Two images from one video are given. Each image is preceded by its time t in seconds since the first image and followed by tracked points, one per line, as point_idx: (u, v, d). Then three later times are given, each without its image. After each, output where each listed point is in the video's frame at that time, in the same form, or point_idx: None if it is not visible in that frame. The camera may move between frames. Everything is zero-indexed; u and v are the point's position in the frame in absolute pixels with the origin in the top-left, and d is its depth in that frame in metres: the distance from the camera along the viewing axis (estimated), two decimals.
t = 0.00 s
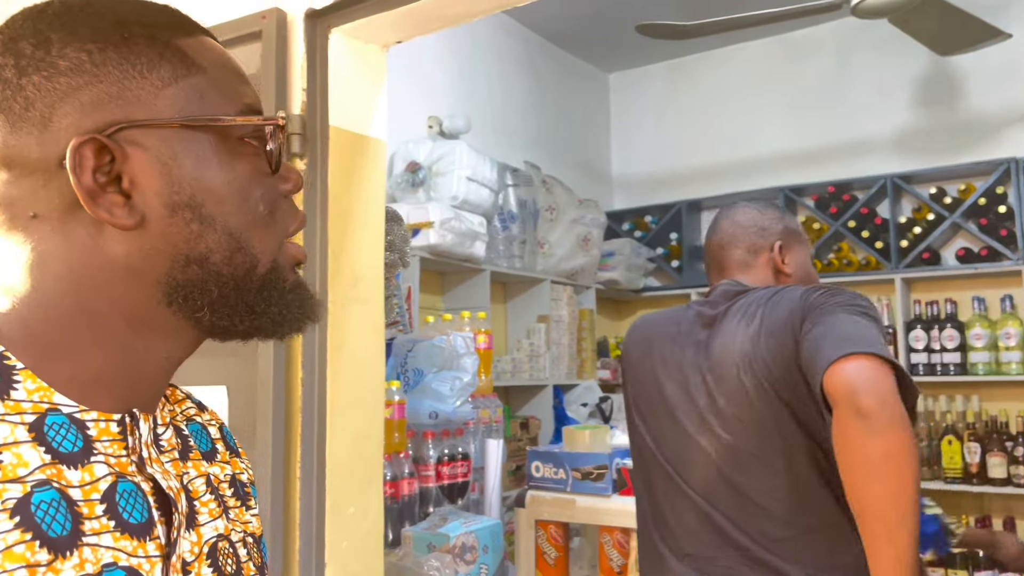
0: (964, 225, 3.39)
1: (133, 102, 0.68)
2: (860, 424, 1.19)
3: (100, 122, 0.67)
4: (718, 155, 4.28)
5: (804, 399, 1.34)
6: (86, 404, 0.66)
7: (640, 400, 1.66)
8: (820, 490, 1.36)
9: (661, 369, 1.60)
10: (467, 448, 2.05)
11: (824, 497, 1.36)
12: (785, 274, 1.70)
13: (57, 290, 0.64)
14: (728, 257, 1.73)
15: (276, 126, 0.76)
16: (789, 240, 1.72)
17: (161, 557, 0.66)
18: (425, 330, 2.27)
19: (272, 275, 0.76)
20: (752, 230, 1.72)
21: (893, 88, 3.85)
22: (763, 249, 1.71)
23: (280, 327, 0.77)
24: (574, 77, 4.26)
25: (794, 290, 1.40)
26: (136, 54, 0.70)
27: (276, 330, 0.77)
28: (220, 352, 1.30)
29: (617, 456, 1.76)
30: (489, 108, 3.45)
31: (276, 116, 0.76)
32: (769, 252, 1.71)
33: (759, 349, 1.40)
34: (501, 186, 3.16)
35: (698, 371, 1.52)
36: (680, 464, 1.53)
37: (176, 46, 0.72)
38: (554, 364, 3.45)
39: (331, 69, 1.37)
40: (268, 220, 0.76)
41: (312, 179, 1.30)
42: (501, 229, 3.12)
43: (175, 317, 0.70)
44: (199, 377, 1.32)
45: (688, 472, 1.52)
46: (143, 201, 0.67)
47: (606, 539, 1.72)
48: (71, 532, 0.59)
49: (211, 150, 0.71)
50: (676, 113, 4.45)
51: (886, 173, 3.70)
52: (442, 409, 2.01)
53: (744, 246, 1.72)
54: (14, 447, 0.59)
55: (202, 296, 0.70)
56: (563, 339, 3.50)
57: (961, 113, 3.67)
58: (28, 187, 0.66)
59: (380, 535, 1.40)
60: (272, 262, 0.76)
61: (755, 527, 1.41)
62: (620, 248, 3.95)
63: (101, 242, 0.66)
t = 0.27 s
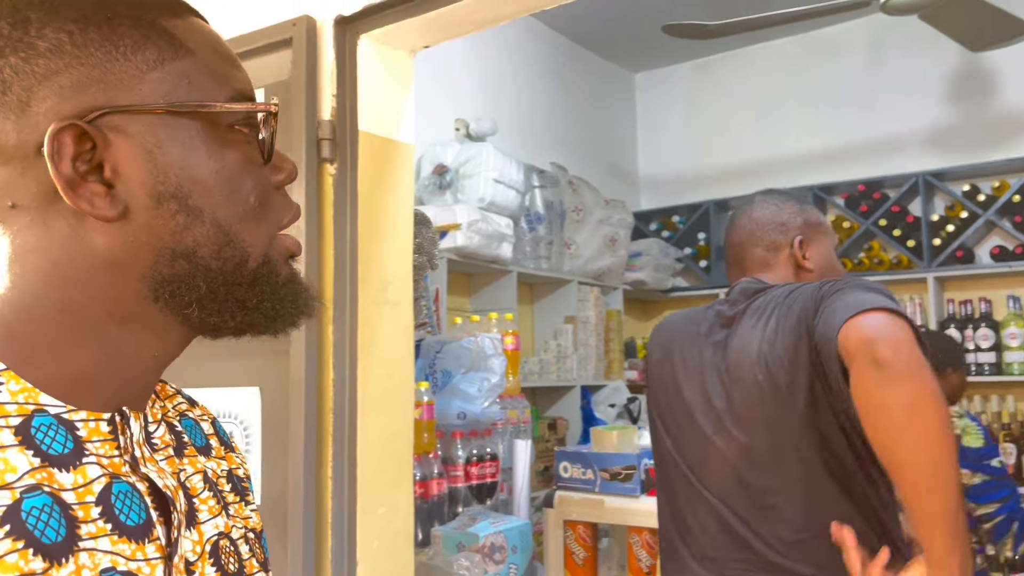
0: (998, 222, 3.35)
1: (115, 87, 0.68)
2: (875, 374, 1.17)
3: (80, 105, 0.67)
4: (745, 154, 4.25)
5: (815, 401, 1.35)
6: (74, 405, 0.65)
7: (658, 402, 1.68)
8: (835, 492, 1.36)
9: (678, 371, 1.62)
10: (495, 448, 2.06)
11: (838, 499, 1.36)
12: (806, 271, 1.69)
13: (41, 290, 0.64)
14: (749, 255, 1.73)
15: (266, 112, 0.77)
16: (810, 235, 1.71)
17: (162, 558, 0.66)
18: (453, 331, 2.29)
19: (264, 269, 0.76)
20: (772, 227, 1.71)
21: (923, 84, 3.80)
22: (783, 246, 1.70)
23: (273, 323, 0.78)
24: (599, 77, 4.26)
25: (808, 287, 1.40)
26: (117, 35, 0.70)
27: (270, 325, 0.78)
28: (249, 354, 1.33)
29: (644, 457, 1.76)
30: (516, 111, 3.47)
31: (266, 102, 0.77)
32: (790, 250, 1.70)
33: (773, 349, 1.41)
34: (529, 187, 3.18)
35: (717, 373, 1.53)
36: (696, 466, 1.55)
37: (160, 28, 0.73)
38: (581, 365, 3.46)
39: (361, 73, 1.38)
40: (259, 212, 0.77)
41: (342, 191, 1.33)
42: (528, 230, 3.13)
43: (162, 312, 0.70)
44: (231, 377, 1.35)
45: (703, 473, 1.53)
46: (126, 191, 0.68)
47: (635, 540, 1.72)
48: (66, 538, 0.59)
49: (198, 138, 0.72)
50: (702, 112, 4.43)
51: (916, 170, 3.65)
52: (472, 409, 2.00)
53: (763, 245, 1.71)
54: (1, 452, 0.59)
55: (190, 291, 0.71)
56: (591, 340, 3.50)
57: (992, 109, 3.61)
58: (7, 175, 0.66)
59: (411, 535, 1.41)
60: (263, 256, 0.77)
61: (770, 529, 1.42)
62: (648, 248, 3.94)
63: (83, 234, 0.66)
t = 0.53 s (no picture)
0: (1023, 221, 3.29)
1: (110, 77, 0.66)
2: (896, 387, 1.18)
3: (73, 96, 0.65)
4: (764, 153, 4.23)
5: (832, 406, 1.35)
6: (74, 408, 0.64)
7: (675, 404, 1.69)
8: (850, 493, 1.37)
9: (693, 373, 1.63)
10: (516, 450, 2.07)
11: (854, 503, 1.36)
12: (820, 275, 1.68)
13: (34, 285, 0.63)
14: (761, 261, 1.72)
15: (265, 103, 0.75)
16: (823, 240, 1.70)
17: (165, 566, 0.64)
18: (471, 333, 2.29)
19: (265, 265, 0.75)
20: (785, 231, 1.71)
21: (945, 82, 3.76)
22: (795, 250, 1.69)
23: (276, 319, 0.77)
24: (617, 78, 4.25)
25: (827, 291, 1.39)
26: (111, 25, 0.68)
27: (272, 321, 0.77)
28: (268, 359, 1.35)
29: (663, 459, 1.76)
30: (534, 113, 3.48)
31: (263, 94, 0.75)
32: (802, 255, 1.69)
33: (788, 349, 1.42)
34: (546, 189, 3.18)
35: (730, 376, 1.55)
36: (714, 466, 1.56)
37: (155, 17, 0.71)
38: (600, 367, 3.45)
39: (379, 78, 1.39)
40: (260, 204, 0.75)
41: (360, 198, 1.34)
42: (546, 232, 3.14)
43: (161, 310, 0.69)
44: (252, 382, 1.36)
45: (722, 474, 1.54)
46: (123, 185, 0.66)
47: (655, 542, 1.73)
48: (69, 548, 0.57)
49: (197, 130, 0.70)
50: (720, 112, 4.41)
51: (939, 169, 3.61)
52: (491, 412, 2.02)
53: (776, 249, 1.70)
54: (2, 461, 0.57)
55: (190, 288, 0.69)
56: (610, 341, 3.50)
57: (1016, 106, 3.57)
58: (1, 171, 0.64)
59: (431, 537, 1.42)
60: (264, 251, 0.75)
61: (790, 528, 1.43)
62: (667, 249, 3.92)
63: (79, 230, 0.64)
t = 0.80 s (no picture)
0: None
1: (124, 85, 0.67)
2: (911, 379, 1.22)
3: (89, 104, 0.65)
4: (780, 154, 4.21)
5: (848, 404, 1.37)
6: (91, 414, 0.65)
7: (690, 405, 1.69)
8: (865, 492, 1.38)
9: (708, 374, 1.65)
10: (532, 452, 2.07)
11: (871, 501, 1.38)
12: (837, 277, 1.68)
13: (51, 290, 0.64)
14: (777, 263, 1.72)
15: (274, 110, 0.76)
16: (839, 242, 1.70)
17: (183, 567, 0.66)
18: (487, 335, 2.30)
19: (277, 268, 0.76)
20: (801, 233, 1.70)
21: (964, 80, 3.72)
22: (812, 253, 1.69)
23: (286, 322, 0.78)
24: (632, 79, 4.25)
25: (840, 292, 1.42)
26: (125, 34, 0.69)
27: (283, 324, 0.79)
28: (284, 363, 1.36)
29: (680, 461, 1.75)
30: (549, 115, 3.49)
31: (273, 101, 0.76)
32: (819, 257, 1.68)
33: (803, 349, 1.44)
34: (561, 191, 3.19)
35: (746, 379, 1.56)
36: (731, 467, 1.57)
37: (168, 26, 0.72)
38: (616, 368, 3.45)
39: (394, 83, 1.40)
40: (271, 208, 0.76)
41: (376, 202, 1.35)
42: (561, 234, 3.14)
43: (177, 314, 0.70)
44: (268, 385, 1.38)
45: (738, 476, 1.55)
46: (138, 191, 0.67)
47: (672, 544, 1.74)
48: (94, 550, 0.59)
49: (209, 136, 0.71)
50: (736, 113, 4.40)
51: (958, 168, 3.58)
52: (507, 414, 2.04)
53: (792, 251, 1.70)
54: (27, 466, 0.58)
55: (204, 291, 0.70)
56: (626, 343, 3.50)
57: None
58: (17, 179, 0.64)
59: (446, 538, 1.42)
60: (275, 255, 0.76)
61: (807, 528, 1.43)
62: (683, 250, 3.91)
63: (95, 235, 0.65)
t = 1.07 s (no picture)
0: None
1: (161, 104, 0.69)
2: (925, 377, 1.25)
3: (128, 123, 0.68)
4: (801, 154, 4.19)
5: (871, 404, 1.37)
6: (133, 415, 0.67)
7: (711, 406, 1.69)
8: (886, 493, 1.38)
9: (728, 374, 1.64)
10: (551, 455, 2.09)
11: (893, 502, 1.37)
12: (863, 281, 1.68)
13: (92, 298, 0.65)
14: (802, 265, 1.71)
15: (300, 125, 0.77)
16: (866, 246, 1.69)
17: (219, 560, 0.68)
18: (506, 337, 2.32)
19: (304, 276, 0.77)
20: (827, 236, 1.70)
21: (986, 79, 3.69)
22: (839, 256, 1.68)
23: (313, 327, 0.80)
24: (650, 81, 4.24)
25: (862, 295, 1.43)
26: (161, 55, 0.70)
27: (309, 328, 0.80)
28: (307, 366, 1.38)
29: (699, 463, 1.77)
30: (567, 118, 3.49)
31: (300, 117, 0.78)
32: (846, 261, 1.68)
33: (824, 349, 1.44)
34: (580, 194, 3.19)
35: (769, 380, 1.55)
36: (752, 468, 1.57)
37: (202, 46, 0.73)
38: (635, 370, 3.45)
39: (412, 86, 1.42)
40: (298, 219, 0.77)
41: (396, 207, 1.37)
42: (580, 236, 3.15)
43: (210, 321, 0.71)
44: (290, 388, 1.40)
45: (760, 478, 1.54)
46: (175, 205, 0.69)
47: (691, 546, 1.74)
48: (139, 543, 0.61)
49: (241, 151, 0.73)
50: (755, 113, 4.38)
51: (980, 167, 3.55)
52: (526, 415, 2.03)
53: (818, 253, 1.69)
54: (76, 463, 0.60)
55: (235, 299, 0.72)
56: (645, 345, 3.49)
57: None
58: (62, 193, 0.67)
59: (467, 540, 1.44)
60: (302, 262, 0.78)
61: (828, 529, 1.43)
62: (702, 251, 3.90)
63: (133, 246, 0.67)
